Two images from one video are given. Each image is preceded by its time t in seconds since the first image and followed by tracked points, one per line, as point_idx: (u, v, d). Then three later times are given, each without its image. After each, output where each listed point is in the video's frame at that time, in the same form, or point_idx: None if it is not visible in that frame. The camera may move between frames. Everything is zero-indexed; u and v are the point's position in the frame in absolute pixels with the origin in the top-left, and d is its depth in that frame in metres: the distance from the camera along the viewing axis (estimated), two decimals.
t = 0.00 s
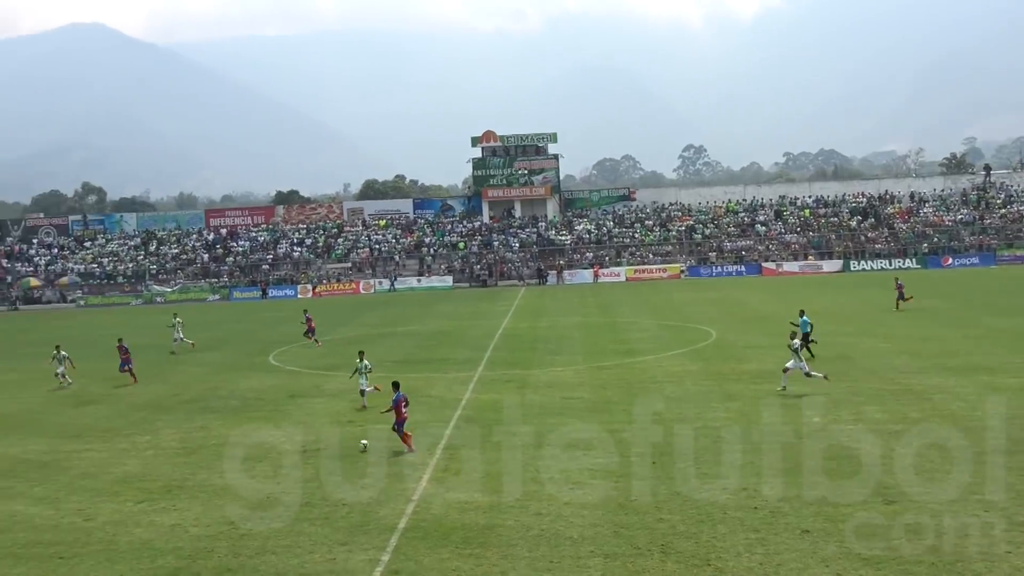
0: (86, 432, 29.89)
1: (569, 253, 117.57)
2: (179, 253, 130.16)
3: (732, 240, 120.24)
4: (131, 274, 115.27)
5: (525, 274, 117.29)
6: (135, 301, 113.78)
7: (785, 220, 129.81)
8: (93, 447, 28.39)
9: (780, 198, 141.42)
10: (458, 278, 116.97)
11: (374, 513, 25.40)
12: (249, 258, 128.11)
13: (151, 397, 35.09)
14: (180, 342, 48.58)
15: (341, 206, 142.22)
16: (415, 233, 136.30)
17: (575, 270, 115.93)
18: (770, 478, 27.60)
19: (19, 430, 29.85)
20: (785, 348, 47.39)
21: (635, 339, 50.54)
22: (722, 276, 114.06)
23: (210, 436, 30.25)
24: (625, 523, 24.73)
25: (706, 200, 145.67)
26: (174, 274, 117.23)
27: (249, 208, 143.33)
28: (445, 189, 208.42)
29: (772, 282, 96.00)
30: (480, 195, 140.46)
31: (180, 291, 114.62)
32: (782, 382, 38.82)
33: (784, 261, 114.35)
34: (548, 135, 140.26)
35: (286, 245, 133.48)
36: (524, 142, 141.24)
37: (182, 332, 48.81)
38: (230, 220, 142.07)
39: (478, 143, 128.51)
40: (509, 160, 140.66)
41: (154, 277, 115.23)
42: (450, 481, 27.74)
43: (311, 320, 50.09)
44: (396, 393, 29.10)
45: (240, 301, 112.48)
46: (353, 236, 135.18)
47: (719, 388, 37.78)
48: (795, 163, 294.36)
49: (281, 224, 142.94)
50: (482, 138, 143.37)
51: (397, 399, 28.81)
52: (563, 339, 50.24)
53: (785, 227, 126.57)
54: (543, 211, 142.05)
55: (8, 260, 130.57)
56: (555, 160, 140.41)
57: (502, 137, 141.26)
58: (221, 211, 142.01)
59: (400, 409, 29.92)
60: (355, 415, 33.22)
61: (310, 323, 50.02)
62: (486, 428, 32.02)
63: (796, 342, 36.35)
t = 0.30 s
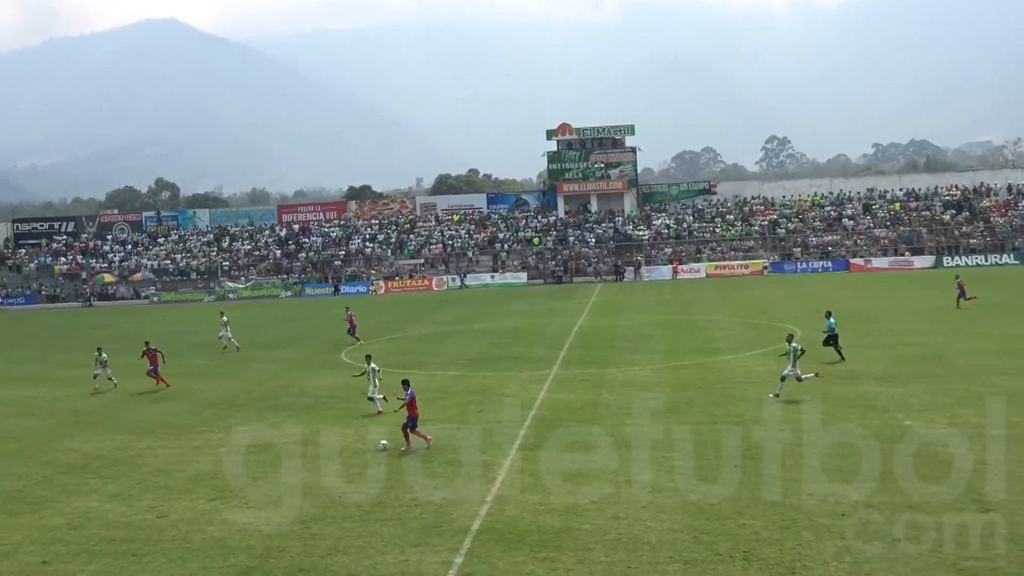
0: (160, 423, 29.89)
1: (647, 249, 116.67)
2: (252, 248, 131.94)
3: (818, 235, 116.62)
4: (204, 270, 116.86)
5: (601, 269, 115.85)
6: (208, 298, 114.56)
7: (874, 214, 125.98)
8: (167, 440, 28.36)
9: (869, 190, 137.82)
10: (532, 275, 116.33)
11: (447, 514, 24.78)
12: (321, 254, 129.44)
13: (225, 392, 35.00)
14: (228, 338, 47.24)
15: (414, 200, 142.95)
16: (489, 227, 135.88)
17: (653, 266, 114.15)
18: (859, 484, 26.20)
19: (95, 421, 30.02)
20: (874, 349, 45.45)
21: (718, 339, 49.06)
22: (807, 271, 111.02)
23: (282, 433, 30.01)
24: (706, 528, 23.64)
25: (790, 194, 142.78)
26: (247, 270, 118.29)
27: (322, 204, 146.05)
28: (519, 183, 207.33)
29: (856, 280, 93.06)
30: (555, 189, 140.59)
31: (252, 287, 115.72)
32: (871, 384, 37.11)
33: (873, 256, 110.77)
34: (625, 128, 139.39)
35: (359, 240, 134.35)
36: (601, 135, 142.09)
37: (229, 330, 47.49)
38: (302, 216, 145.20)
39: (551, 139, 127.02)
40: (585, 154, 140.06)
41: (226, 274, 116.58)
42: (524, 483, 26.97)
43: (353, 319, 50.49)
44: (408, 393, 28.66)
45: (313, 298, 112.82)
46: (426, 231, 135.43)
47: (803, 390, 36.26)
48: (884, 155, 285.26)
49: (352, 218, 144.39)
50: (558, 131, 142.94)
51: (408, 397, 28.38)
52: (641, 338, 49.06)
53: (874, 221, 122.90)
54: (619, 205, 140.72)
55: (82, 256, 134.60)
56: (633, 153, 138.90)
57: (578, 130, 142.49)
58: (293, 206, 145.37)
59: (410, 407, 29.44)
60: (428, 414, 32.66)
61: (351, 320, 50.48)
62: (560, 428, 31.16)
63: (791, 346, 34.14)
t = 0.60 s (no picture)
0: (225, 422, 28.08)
1: (752, 241, 109.05)
2: (320, 240, 126.72)
3: (945, 226, 107.75)
4: (268, 263, 110.99)
5: (701, 264, 108.95)
6: (274, 292, 109.33)
7: (1009, 203, 115.97)
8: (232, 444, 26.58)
9: (1003, 176, 128.81)
10: (624, 269, 110.09)
11: (530, 530, 22.35)
12: (394, 246, 123.93)
13: (296, 391, 33.08)
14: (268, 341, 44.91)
15: (493, 186, 137.42)
16: (576, 217, 128.56)
17: (758, 259, 106.59)
18: (998, 504, 22.80)
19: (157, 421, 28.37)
20: (1005, 353, 41.15)
21: (831, 342, 45.35)
22: (932, 266, 102.13)
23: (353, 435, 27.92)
24: (821, 552, 20.67)
25: (913, 178, 134.54)
26: (314, 263, 112.99)
27: (394, 192, 139.47)
28: (614, 170, 200.21)
29: (971, 276, 86.80)
30: (650, 175, 131.41)
31: (320, 282, 110.97)
32: (1006, 393, 33.18)
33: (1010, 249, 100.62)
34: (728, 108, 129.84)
35: (434, 231, 128.62)
36: (700, 115, 132.57)
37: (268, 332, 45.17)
38: (374, 204, 138.34)
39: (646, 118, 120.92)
40: (683, 137, 130.75)
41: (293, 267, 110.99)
42: (614, 497, 24.37)
43: (395, 318, 48.27)
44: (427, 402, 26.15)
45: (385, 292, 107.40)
46: (506, 222, 128.76)
47: (928, 398, 32.61)
48: (1015, 136, 265.77)
49: (427, 207, 138.32)
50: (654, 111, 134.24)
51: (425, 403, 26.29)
52: (744, 340, 45.71)
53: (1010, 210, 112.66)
54: (721, 192, 131.03)
55: (140, 248, 131.62)
56: (735, 136, 129.16)
57: (674, 110, 133.01)
58: (365, 195, 138.33)
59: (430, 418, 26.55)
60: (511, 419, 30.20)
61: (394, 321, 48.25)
62: (653, 437, 28.34)
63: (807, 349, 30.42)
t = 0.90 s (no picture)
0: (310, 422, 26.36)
1: (883, 231, 97.23)
2: (411, 230, 118.46)
3: None
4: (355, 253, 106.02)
5: (826, 257, 96.78)
6: (359, 284, 102.88)
7: None
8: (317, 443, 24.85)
9: None
10: (740, 261, 98.97)
11: (636, 546, 20.14)
12: (489, 236, 115.40)
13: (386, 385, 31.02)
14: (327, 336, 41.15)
15: (597, 171, 125.50)
16: (687, 204, 116.83)
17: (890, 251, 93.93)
18: None
19: (238, 417, 26.74)
20: None
21: (968, 345, 41.34)
22: None
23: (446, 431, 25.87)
24: None
25: None
26: (405, 253, 106.53)
27: (490, 175, 128.89)
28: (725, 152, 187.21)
29: None
30: (769, 159, 117.67)
31: (412, 273, 103.34)
32: None
33: None
34: (860, 82, 114.95)
35: (533, 219, 118.93)
36: (827, 91, 117.69)
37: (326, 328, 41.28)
38: (469, 189, 128.48)
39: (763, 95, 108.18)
40: (806, 116, 116.33)
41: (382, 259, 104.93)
42: (730, 512, 21.95)
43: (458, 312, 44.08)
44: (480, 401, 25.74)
45: (478, 285, 100.11)
46: (612, 209, 117.79)
47: None
48: None
49: (525, 192, 127.25)
50: (775, 87, 119.69)
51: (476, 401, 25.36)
52: (874, 342, 41.97)
53: None
54: (849, 177, 116.63)
55: (218, 237, 125.42)
56: (866, 114, 114.64)
57: (798, 86, 118.33)
58: (458, 178, 128.99)
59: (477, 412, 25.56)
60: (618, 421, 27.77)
61: (456, 312, 44.26)
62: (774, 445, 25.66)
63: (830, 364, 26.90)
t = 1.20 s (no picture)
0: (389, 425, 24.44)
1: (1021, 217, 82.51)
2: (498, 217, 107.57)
3: None
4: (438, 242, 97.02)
5: (956, 248, 83.62)
6: (444, 276, 93.81)
7: None
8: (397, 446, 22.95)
9: None
10: (859, 252, 86.25)
11: (743, 562, 17.96)
12: (583, 225, 103.57)
13: (473, 384, 28.77)
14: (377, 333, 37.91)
15: (702, 154, 112.76)
16: (801, 189, 103.38)
17: None
18: None
19: (314, 421, 24.92)
20: None
21: None
22: None
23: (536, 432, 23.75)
24: None
25: None
26: (493, 244, 97.09)
27: (585, 159, 117.17)
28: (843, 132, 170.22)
29: None
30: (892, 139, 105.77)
31: (498, 265, 93.74)
32: None
33: None
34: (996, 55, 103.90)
35: (631, 206, 106.71)
36: (958, 66, 106.86)
37: (377, 324, 38.04)
38: (561, 174, 116.90)
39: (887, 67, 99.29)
40: (934, 92, 105.54)
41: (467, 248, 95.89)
42: (845, 525, 19.57)
43: (520, 307, 40.38)
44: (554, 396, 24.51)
45: (572, 278, 90.17)
46: (719, 194, 105.12)
47: None
48: None
49: (623, 177, 115.13)
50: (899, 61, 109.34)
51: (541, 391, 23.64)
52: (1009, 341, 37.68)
53: None
54: (981, 161, 104.43)
55: (295, 225, 114.42)
56: (1001, 90, 103.19)
57: (925, 61, 107.90)
58: (551, 162, 116.98)
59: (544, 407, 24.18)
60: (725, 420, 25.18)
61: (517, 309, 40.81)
62: (896, 453, 23.02)
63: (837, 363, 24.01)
